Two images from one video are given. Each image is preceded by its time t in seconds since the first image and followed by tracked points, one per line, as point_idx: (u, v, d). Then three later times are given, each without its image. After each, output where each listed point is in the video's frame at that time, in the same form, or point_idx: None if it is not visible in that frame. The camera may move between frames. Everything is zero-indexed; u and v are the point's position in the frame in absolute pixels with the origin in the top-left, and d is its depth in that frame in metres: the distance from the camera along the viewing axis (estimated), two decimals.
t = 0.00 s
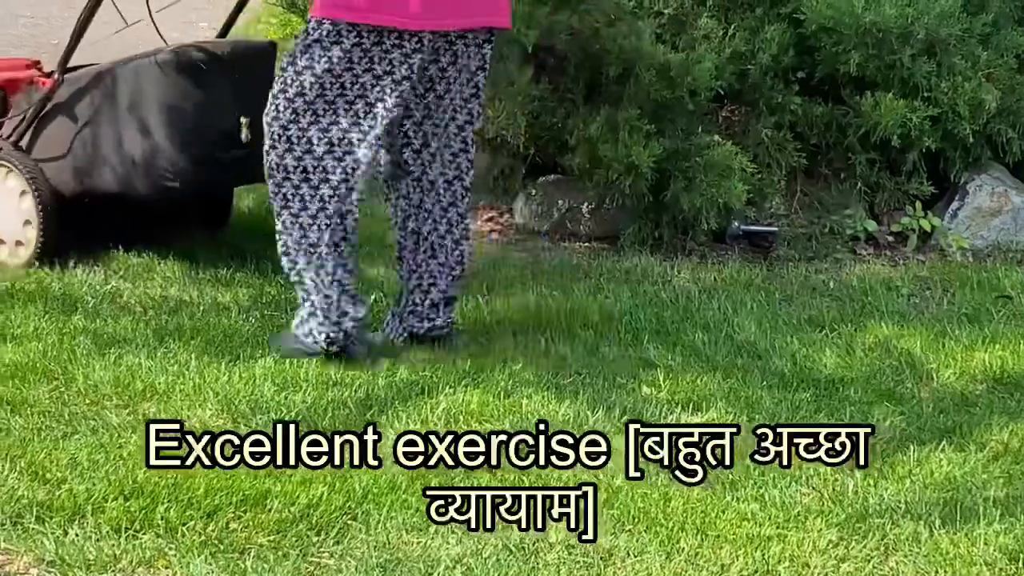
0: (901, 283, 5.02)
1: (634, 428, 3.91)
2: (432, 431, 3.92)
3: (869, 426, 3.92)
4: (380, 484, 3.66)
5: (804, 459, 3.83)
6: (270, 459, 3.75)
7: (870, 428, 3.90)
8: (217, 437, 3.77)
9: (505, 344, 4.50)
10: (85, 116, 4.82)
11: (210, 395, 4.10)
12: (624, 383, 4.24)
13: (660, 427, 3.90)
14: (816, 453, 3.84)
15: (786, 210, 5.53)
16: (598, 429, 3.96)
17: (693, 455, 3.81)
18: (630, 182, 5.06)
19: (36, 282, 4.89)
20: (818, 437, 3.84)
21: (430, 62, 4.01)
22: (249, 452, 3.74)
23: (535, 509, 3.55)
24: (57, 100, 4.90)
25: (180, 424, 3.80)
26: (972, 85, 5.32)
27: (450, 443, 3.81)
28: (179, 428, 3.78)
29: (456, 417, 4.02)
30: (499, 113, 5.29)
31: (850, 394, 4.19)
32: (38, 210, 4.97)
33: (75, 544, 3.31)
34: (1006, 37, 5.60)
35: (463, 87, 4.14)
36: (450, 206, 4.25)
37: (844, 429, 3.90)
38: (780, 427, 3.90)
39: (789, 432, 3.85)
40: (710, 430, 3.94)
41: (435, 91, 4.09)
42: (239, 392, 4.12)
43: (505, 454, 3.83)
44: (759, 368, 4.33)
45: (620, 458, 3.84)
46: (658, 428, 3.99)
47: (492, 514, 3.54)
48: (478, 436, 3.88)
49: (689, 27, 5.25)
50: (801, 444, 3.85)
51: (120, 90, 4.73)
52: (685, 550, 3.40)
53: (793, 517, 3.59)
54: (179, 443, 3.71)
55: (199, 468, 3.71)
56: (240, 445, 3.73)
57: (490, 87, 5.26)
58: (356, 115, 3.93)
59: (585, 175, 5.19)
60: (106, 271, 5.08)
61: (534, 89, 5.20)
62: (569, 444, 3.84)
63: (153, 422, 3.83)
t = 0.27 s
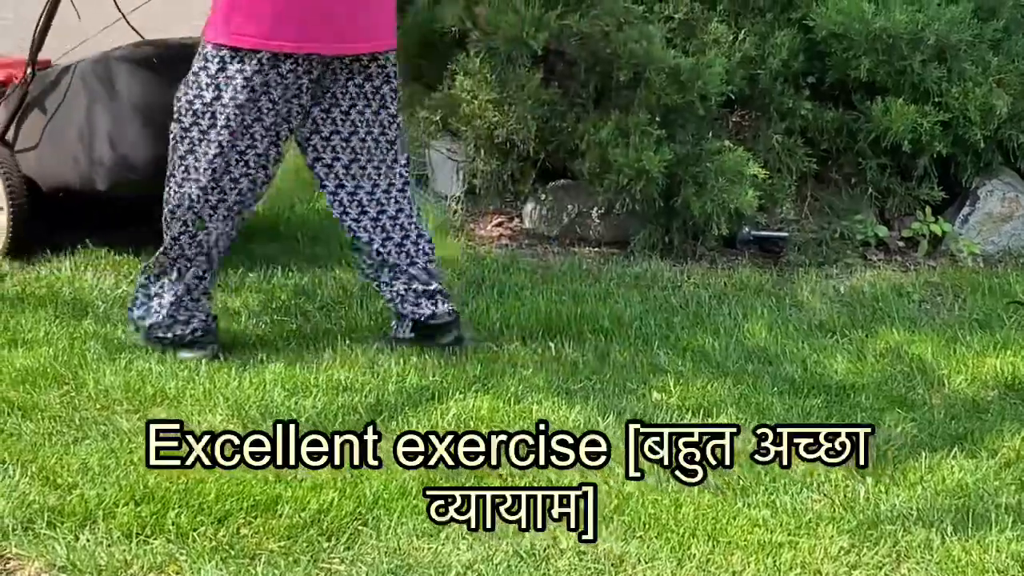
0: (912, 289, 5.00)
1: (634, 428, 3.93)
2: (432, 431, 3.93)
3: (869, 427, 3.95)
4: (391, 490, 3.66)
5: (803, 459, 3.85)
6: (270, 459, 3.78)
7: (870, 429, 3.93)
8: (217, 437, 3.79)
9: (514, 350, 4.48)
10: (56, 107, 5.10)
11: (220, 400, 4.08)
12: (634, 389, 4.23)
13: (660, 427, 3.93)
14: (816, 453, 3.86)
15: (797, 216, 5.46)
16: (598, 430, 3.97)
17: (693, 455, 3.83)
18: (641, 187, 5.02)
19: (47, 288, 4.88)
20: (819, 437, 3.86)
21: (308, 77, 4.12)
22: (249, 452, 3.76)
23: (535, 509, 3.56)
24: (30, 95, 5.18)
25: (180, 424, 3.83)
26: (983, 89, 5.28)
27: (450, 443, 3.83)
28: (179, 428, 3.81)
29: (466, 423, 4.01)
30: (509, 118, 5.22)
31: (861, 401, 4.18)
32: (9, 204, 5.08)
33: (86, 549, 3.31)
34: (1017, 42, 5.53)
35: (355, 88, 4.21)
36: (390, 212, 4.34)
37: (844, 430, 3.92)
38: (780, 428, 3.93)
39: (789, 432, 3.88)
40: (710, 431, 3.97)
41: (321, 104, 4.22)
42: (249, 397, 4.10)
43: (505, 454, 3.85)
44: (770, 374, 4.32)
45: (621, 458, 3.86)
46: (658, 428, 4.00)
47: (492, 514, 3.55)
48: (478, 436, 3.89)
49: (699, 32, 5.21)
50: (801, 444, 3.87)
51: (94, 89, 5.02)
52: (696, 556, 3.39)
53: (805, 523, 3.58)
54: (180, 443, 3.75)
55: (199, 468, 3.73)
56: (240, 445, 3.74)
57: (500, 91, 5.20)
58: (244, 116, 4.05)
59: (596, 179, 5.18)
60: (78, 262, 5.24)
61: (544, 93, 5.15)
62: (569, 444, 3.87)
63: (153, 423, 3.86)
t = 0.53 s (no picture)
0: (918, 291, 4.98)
1: (634, 428, 3.94)
2: (432, 431, 3.94)
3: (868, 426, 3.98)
4: (398, 494, 3.65)
5: (803, 459, 3.87)
6: (270, 459, 3.79)
7: (870, 428, 3.96)
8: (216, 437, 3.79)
9: (519, 356, 4.44)
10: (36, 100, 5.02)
11: (225, 404, 4.08)
12: (641, 394, 4.22)
13: (660, 427, 3.94)
14: (816, 453, 3.88)
15: (803, 220, 5.37)
16: (597, 430, 3.98)
17: (693, 454, 3.84)
18: (646, 192, 4.91)
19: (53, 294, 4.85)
20: (818, 437, 3.88)
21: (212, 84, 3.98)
22: (249, 452, 3.76)
23: (535, 509, 3.59)
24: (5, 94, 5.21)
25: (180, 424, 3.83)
26: (990, 95, 5.07)
27: (450, 443, 3.85)
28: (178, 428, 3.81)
29: (471, 428, 4.01)
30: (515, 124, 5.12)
31: (867, 406, 4.16)
32: None
33: (92, 554, 3.31)
34: None
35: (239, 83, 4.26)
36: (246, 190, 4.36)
37: (844, 429, 3.94)
38: (780, 428, 3.95)
39: (789, 432, 3.90)
40: (710, 430, 3.96)
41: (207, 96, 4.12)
42: (255, 402, 4.10)
43: (505, 454, 3.86)
44: (777, 380, 4.30)
45: (620, 459, 3.88)
46: (658, 428, 4.02)
47: (492, 514, 3.57)
48: (477, 435, 3.90)
49: (706, 37, 5.08)
50: (801, 444, 3.89)
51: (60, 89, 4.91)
52: (702, 562, 3.39)
53: (812, 528, 3.58)
54: (180, 442, 3.75)
55: (199, 467, 3.74)
56: (240, 445, 3.76)
57: (506, 97, 5.10)
58: (153, 110, 3.87)
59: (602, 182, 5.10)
60: (65, 258, 5.23)
61: (549, 99, 5.03)
62: (569, 444, 3.87)
63: (153, 422, 3.87)
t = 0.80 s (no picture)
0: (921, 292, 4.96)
1: (634, 428, 3.95)
2: (432, 431, 3.95)
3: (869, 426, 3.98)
4: (401, 497, 3.65)
5: (803, 459, 3.87)
6: (270, 458, 3.78)
7: (870, 428, 3.96)
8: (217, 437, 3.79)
9: (522, 357, 4.43)
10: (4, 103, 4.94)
11: (229, 407, 4.08)
12: (644, 396, 4.21)
13: (660, 427, 3.94)
14: (816, 453, 3.88)
15: (807, 221, 5.34)
16: (598, 430, 4.00)
17: (693, 454, 3.83)
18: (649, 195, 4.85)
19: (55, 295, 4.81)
20: (818, 437, 3.89)
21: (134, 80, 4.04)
22: (249, 452, 3.76)
23: (535, 509, 3.59)
24: None
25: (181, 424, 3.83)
26: (994, 96, 5.05)
27: (450, 443, 3.86)
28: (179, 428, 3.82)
29: (474, 429, 4.01)
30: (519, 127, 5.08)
31: (871, 409, 4.15)
32: None
33: (94, 557, 3.31)
34: None
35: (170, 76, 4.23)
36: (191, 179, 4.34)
37: (844, 429, 3.95)
38: (780, 428, 3.95)
39: (788, 432, 3.91)
40: (710, 430, 3.97)
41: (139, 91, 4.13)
42: (259, 404, 4.10)
43: (505, 454, 3.86)
44: (780, 382, 4.28)
45: (621, 459, 3.88)
46: (659, 428, 4.02)
47: (492, 513, 3.57)
48: (477, 435, 3.90)
49: (710, 39, 5.08)
50: (801, 444, 3.90)
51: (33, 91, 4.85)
52: (705, 564, 3.39)
53: (815, 531, 3.57)
54: (179, 443, 3.75)
55: (199, 468, 3.74)
56: (240, 445, 3.75)
57: (509, 99, 5.11)
58: (73, 114, 3.94)
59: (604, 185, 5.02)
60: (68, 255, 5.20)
61: (553, 100, 5.02)
62: (569, 444, 3.88)
63: (153, 422, 3.87)
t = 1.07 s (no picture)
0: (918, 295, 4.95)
1: (634, 428, 3.94)
2: (432, 431, 3.94)
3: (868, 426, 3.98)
4: (397, 497, 3.64)
5: (803, 459, 3.86)
6: (270, 458, 3.77)
7: (870, 428, 3.95)
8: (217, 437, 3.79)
9: (519, 357, 4.41)
10: None
11: (225, 407, 4.06)
12: (641, 396, 4.20)
13: (660, 427, 3.94)
14: (816, 453, 3.88)
15: (805, 223, 5.33)
16: (598, 430, 3.99)
17: (693, 454, 3.83)
18: (648, 195, 4.84)
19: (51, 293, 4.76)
20: (818, 437, 3.89)
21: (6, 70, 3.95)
22: (249, 452, 3.76)
23: (535, 509, 3.58)
24: None
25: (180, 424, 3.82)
26: (991, 97, 5.05)
27: (450, 443, 3.85)
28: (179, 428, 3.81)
29: (472, 429, 4.00)
30: (516, 127, 5.09)
31: (869, 410, 4.14)
32: None
33: (90, 558, 3.30)
34: None
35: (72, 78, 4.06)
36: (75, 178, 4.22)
37: (844, 429, 3.94)
38: (780, 428, 3.94)
39: (788, 432, 3.90)
40: (710, 430, 3.97)
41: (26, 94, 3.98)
42: (256, 404, 4.09)
43: (505, 454, 3.85)
44: (778, 383, 4.27)
45: (620, 459, 3.87)
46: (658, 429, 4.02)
47: (492, 513, 3.57)
48: (477, 435, 3.90)
49: (708, 39, 5.08)
50: (801, 444, 3.89)
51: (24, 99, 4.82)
52: (701, 565, 3.38)
53: (811, 532, 3.56)
54: (179, 443, 3.75)
55: (199, 468, 3.73)
56: (240, 445, 3.75)
57: (507, 100, 5.10)
58: None
59: (602, 185, 5.02)
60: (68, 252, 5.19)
61: (551, 100, 5.01)
62: (568, 444, 3.87)
63: (153, 423, 3.85)
